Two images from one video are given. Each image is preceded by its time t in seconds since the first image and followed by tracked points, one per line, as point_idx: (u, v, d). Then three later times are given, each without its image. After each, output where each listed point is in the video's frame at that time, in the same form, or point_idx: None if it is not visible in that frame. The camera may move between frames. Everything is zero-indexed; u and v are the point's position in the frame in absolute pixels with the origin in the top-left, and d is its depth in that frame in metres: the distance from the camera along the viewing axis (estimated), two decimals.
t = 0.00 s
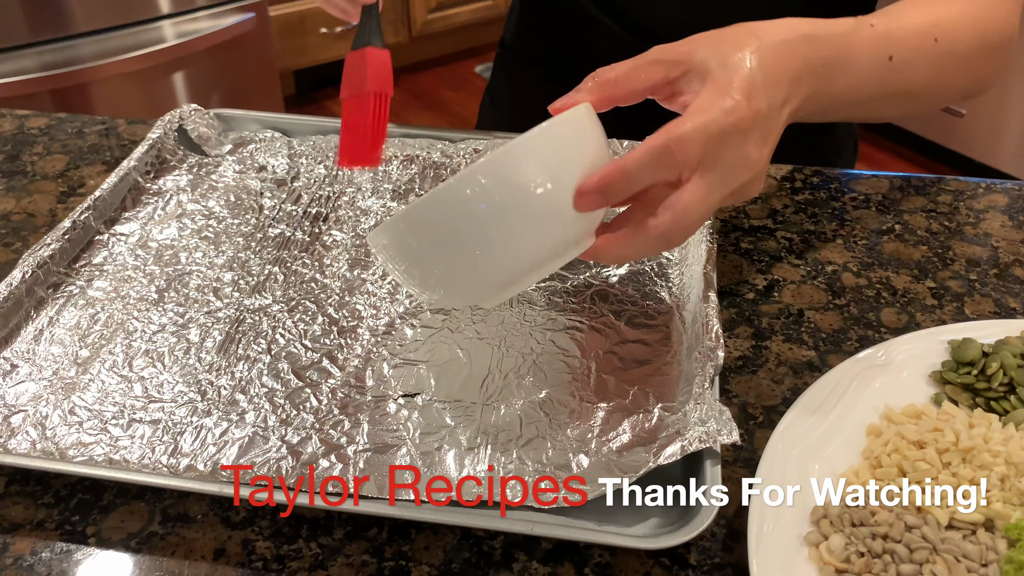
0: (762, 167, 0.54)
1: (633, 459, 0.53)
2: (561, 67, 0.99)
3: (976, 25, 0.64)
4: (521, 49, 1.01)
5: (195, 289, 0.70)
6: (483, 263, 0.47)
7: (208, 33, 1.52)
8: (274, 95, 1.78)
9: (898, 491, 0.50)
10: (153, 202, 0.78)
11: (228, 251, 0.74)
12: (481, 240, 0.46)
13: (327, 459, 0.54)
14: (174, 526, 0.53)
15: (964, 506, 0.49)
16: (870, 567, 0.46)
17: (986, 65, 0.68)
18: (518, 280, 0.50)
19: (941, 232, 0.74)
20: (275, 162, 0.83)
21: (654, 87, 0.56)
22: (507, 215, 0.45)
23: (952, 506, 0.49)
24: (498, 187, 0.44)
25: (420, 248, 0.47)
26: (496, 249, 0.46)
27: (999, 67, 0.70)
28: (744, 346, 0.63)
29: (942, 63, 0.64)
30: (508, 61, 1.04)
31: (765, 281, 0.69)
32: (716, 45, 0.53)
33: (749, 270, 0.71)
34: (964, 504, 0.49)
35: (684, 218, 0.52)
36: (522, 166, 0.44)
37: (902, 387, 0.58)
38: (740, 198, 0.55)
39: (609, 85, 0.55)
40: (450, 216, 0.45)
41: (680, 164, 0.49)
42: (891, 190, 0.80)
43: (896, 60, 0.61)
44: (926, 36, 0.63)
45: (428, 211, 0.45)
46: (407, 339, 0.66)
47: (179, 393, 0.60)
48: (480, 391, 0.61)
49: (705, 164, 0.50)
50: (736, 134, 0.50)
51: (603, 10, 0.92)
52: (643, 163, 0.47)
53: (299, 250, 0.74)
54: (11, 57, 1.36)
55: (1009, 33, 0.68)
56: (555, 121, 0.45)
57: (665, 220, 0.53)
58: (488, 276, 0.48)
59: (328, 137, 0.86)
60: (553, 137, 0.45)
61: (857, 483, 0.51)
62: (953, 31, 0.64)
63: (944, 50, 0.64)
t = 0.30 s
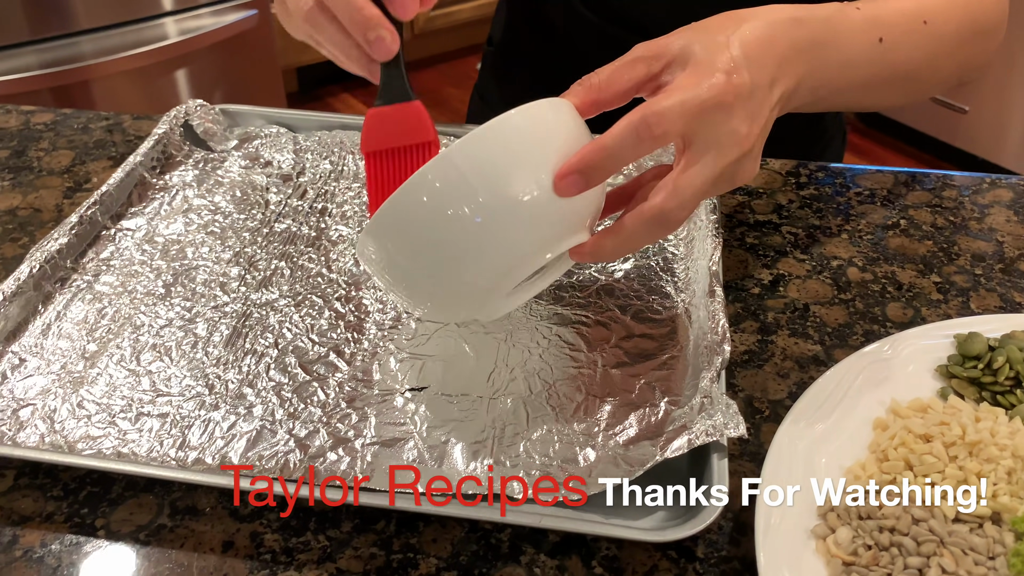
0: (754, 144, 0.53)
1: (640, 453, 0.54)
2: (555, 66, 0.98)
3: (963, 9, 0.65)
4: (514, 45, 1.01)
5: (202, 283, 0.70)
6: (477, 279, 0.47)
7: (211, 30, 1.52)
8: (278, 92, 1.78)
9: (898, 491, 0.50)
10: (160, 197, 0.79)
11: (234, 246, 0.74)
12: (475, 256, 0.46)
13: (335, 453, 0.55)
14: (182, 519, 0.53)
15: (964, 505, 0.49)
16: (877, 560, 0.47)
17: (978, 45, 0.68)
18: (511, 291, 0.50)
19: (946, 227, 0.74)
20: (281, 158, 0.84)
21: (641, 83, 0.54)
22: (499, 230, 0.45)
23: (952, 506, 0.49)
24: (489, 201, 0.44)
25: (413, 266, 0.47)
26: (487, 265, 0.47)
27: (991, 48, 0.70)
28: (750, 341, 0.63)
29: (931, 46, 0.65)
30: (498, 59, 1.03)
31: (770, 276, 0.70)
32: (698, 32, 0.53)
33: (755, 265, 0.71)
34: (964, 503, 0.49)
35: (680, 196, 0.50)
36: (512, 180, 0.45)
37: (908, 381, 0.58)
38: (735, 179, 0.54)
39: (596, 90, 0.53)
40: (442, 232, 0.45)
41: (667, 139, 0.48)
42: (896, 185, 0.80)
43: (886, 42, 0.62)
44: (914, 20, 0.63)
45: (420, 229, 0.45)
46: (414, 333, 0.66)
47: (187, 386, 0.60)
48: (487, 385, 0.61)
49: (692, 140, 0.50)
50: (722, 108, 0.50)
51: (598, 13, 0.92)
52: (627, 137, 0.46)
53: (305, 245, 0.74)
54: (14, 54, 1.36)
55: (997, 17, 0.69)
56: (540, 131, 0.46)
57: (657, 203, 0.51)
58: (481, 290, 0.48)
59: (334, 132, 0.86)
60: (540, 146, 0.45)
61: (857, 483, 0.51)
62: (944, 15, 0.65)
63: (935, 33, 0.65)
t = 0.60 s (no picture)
0: (720, 142, 0.53)
1: (647, 447, 0.54)
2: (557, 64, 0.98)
3: (944, 8, 0.64)
4: (512, 42, 1.00)
5: (210, 277, 0.70)
6: (434, 255, 0.46)
7: (217, 26, 1.52)
8: (284, 88, 1.78)
9: (898, 491, 0.50)
10: (168, 191, 0.79)
11: (242, 240, 0.74)
12: (433, 234, 0.45)
13: (343, 446, 0.55)
14: (190, 511, 0.53)
15: (964, 506, 0.48)
16: (886, 555, 0.47)
17: (962, 43, 0.67)
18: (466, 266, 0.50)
19: (955, 224, 0.74)
20: (288, 152, 0.84)
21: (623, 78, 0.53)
22: (458, 209, 0.44)
23: (952, 506, 0.48)
24: (448, 179, 0.43)
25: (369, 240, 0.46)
26: (444, 242, 0.46)
27: (971, 49, 0.69)
28: (758, 337, 0.63)
29: (912, 44, 0.63)
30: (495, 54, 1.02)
31: (778, 273, 0.69)
32: (674, 23, 0.52)
33: (763, 261, 0.71)
34: (964, 504, 0.49)
35: (637, 191, 0.51)
36: (473, 159, 0.43)
37: (916, 377, 0.58)
38: (697, 175, 0.54)
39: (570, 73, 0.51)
40: (400, 210, 0.44)
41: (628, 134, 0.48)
42: (904, 182, 0.80)
43: (866, 40, 0.60)
44: (896, 16, 0.61)
45: (376, 206, 0.43)
46: (422, 328, 0.66)
47: (195, 379, 0.60)
48: (494, 379, 0.61)
49: (657, 136, 0.49)
50: (688, 104, 0.49)
51: (600, 16, 0.91)
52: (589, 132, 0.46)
53: (313, 239, 0.74)
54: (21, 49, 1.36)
55: (978, 16, 0.67)
56: (505, 109, 0.44)
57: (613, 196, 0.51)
58: (437, 266, 0.48)
59: (341, 127, 0.86)
60: (506, 127, 0.44)
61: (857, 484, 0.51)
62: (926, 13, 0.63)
63: (918, 30, 0.63)
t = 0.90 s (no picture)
0: (738, 161, 0.54)
1: (657, 442, 0.54)
2: (560, 64, 0.98)
3: (956, 10, 0.64)
4: (514, 41, 1.00)
5: (222, 272, 0.70)
6: (446, 262, 0.47)
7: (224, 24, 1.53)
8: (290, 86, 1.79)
9: (898, 491, 0.50)
10: (180, 186, 0.80)
11: (254, 235, 0.74)
12: (443, 240, 0.46)
13: (355, 439, 0.55)
14: (204, 502, 0.54)
15: (964, 506, 0.49)
16: (895, 550, 0.47)
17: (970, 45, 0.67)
18: (481, 276, 0.50)
19: (962, 224, 0.74)
20: (299, 149, 0.84)
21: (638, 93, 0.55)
22: (467, 215, 0.45)
23: (951, 505, 0.49)
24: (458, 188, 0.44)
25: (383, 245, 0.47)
26: (456, 249, 0.46)
27: (981, 49, 0.69)
28: (766, 334, 0.64)
29: (926, 48, 0.63)
30: (494, 53, 1.02)
31: (787, 271, 0.70)
32: (701, 39, 0.53)
33: (771, 259, 0.71)
34: (964, 504, 0.49)
35: (659, 213, 0.52)
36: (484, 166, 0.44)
37: (924, 375, 0.58)
38: (715, 192, 0.55)
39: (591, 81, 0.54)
40: (412, 215, 0.45)
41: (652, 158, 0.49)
42: (912, 182, 0.80)
43: (880, 48, 0.60)
44: (909, 22, 0.62)
45: (388, 212, 0.45)
46: (432, 324, 0.66)
47: (208, 372, 0.61)
48: (504, 374, 0.61)
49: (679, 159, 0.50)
50: (711, 127, 0.50)
51: (600, 12, 0.92)
52: (614, 159, 0.47)
53: (323, 235, 0.75)
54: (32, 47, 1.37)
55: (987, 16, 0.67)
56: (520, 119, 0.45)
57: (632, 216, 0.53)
58: (451, 272, 0.48)
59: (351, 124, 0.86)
60: (522, 140, 0.45)
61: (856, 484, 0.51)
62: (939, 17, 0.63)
63: (931, 35, 0.63)
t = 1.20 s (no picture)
0: (735, 143, 0.53)
1: (664, 444, 0.54)
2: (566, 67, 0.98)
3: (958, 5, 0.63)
4: (521, 46, 1.00)
5: (229, 272, 0.71)
6: (447, 263, 0.47)
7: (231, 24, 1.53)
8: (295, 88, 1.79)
9: (898, 491, 0.50)
10: (187, 187, 0.80)
11: (261, 236, 0.75)
12: (444, 242, 0.46)
13: (361, 439, 0.55)
14: (211, 501, 0.54)
15: (964, 506, 0.49)
16: (901, 552, 0.47)
17: (980, 41, 0.66)
18: (479, 272, 0.50)
19: (968, 226, 0.74)
20: (306, 149, 0.84)
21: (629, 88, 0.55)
22: (467, 217, 0.45)
23: (951, 506, 0.49)
24: (455, 188, 0.44)
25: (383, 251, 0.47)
26: (457, 250, 0.46)
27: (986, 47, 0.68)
28: (772, 336, 0.64)
29: (926, 42, 0.62)
30: (502, 57, 1.02)
31: (793, 273, 0.70)
32: (692, 29, 0.53)
33: (777, 261, 0.71)
34: (964, 503, 0.49)
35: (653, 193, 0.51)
36: (480, 165, 0.44)
37: (930, 377, 0.58)
38: (714, 177, 0.54)
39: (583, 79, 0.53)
40: (411, 218, 0.45)
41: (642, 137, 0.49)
42: (917, 185, 0.80)
43: (878, 39, 0.60)
44: (907, 15, 0.61)
45: (388, 219, 0.45)
46: (439, 324, 0.66)
47: (215, 371, 0.61)
48: (510, 375, 0.62)
49: (670, 137, 0.50)
50: (701, 105, 0.50)
51: (600, 12, 0.92)
52: (604, 134, 0.46)
53: (330, 235, 0.75)
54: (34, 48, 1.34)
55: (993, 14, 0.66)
56: (511, 112, 0.45)
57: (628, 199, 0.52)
58: (450, 273, 0.48)
59: (358, 125, 0.87)
60: (513, 134, 0.45)
61: (856, 484, 0.51)
62: (949, 12, 0.63)
63: (931, 30, 0.62)
